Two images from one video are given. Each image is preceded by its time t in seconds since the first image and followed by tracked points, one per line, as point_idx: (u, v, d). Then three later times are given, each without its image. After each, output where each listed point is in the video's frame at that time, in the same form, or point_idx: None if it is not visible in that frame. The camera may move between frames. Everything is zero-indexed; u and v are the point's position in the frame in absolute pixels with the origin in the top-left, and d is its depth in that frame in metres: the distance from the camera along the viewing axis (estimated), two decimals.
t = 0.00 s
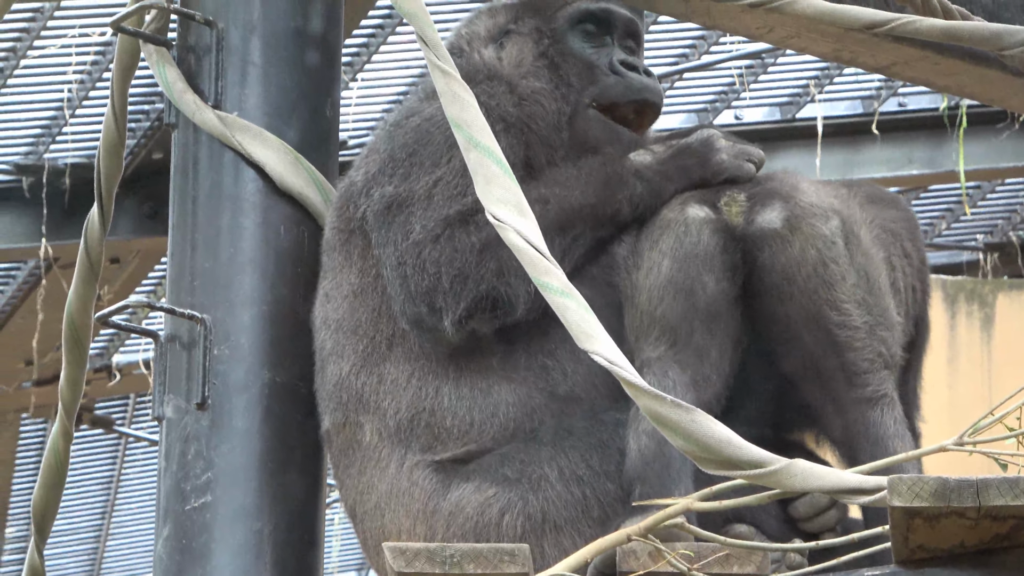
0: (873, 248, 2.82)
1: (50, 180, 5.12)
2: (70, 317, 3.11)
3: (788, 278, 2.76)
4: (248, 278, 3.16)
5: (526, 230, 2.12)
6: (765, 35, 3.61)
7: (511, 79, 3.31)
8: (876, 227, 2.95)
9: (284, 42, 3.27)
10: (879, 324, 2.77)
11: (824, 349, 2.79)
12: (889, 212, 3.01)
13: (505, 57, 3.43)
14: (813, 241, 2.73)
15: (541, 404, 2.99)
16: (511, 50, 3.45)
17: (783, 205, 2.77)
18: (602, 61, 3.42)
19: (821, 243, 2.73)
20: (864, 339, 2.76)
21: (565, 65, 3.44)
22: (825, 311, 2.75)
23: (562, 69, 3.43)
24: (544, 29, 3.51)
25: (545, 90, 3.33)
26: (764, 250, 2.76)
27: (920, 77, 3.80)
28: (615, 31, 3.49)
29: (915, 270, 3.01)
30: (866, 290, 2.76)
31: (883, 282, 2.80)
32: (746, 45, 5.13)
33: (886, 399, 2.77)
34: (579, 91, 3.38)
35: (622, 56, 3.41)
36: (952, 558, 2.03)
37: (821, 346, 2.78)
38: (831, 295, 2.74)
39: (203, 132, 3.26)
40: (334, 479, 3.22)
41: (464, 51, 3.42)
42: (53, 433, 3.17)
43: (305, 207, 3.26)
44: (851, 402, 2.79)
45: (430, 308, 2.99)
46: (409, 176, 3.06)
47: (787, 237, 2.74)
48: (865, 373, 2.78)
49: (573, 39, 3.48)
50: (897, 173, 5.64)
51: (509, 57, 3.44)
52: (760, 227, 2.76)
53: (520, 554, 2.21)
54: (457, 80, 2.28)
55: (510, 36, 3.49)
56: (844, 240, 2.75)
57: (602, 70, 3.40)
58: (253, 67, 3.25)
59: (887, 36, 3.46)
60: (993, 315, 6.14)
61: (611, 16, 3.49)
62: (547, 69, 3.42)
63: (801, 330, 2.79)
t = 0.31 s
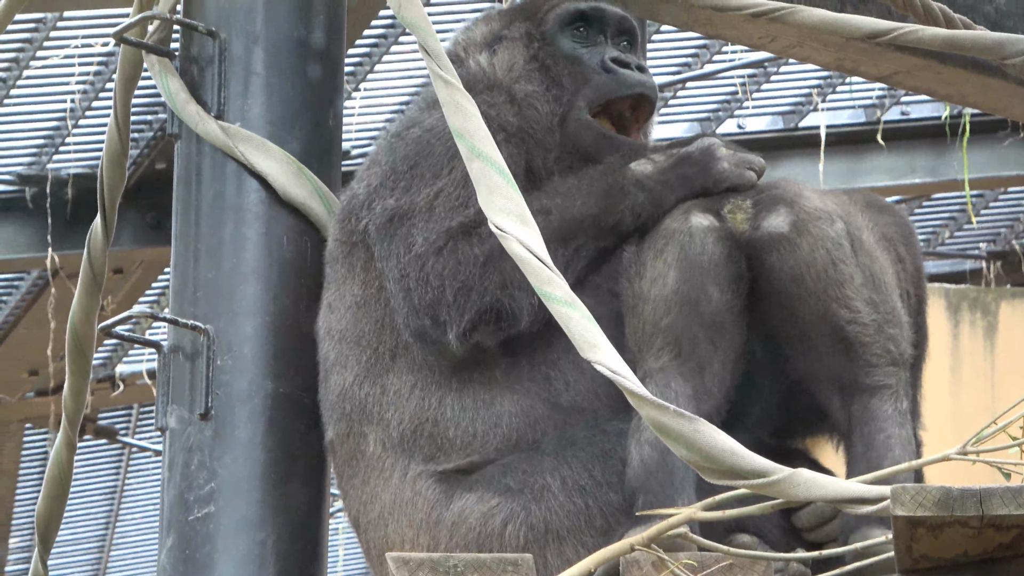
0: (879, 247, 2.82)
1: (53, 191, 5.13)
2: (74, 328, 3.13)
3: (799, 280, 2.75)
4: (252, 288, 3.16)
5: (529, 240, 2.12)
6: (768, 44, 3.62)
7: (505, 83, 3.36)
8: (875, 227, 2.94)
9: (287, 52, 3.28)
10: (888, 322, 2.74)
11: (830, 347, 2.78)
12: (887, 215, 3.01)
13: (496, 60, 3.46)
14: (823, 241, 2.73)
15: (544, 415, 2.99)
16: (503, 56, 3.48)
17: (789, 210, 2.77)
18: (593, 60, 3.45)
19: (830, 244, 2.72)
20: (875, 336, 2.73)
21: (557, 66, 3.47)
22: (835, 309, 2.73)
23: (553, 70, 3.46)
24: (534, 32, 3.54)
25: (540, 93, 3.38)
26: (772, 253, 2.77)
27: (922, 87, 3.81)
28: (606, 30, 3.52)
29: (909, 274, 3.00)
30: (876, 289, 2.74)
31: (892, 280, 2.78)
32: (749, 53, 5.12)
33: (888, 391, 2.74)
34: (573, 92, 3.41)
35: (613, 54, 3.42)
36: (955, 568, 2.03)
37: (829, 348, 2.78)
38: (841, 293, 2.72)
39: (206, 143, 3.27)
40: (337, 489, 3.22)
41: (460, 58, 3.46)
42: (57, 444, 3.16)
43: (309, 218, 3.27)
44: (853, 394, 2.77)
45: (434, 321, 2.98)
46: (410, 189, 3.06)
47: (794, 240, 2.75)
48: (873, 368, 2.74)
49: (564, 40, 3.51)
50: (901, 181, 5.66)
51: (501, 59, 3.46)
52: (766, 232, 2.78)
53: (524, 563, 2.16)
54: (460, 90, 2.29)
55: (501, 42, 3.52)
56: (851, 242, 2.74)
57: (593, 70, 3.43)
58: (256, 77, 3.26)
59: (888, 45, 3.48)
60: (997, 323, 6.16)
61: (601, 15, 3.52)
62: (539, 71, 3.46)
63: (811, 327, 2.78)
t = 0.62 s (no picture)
0: (873, 267, 2.87)
1: (53, 199, 5.13)
2: (75, 336, 3.13)
3: (799, 294, 2.78)
4: (252, 296, 3.16)
5: (529, 248, 2.11)
6: (768, 51, 3.61)
7: (499, 91, 3.38)
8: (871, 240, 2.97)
9: (286, 60, 3.28)
10: (884, 338, 2.78)
11: (826, 362, 2.79)
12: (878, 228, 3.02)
13: (490, 68, 3.48)
14: (824, 256, 2.76)
15: (542, 422, 3.00)
16: (496, 63, 3.50)
17: (792, 225, 2.81)
18: (587, 66, 3.44)
19: (830, 259, 2.76)
20: (872, 352, 2.75)
21: (551, 74, 3.47)
22: (833, 322, 2.75)
23: (546, 77, 3.47)
24: (528, 39, 3.55)
25: (533, 100, 3.40)
26: (774, 266, 2.80)
27: (922, 93, 3.81)
28: (601, 36, 3.50)
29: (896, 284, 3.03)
30: (873, 309, 2.79)
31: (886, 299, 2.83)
32: (748, 61, 5.11)
33: (891, 408, 2.74)
34: (567, 100, 3.41)
35: (607, 60, 3.41)
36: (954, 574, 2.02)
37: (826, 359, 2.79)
38: (840, 308, 2.75)
39: (206, 151, 3.27)
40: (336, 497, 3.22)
41: (454, 66, 3.51)
42: (57, 452, 3.16)
43: (309, 226, 3.26)
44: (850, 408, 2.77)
45: (431, 330, 2.98)
46: (406, 198, 3.08)
47: (797, 253, 2.78)
48: (870, 384, 2.75)
49: (558, 47, 3.50)
50: (900, 189, 5.67)
51: (494, 67, 3.48)
52: (770, 247, 2.81)
53: (525, 570, 2.14)
54: (459, 98, 2.29)
55: (496, 48, 3.54)
56: (849, 259, 2.79)
57: (587, 77, 3.42)
58: (256, 85, 3.26)
59: (889, 53, 3.48)
60: (997, 330, 6.17)
61: (595, 21, 3.50)
62: (532, 79, 3.46)
63: (806, 339, 2.80)
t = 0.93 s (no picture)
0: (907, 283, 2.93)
1: (53, 205, 5.14)
2: (74, 341, 3.12)
3: (837, 305, 2.81)
4: (252, 301, 3.15)
5: (529, 252, 2.12)
6: (768, 56, 3.60)
7: (499, 94, 3.39)
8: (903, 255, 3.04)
9: (286, 65, 3.28)
10: (914, 349, 2.82)
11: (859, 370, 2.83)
12: (909, 251, 3.15)
13: (490, 72, 3.49)
14: (865, 267, 2.80)
15: (548, 427, 3.04)
16: (496, 65, 3.50)
17: (832, 242, 2.85)
18: (586, 70, 3.45)
19: (870, 270, 2.80)
20: (904, 362, 2.78)
21: (550, 77, 3.47)
22: (872, 332, 2.80)
23: (544, 81, 3.47)
24: (528, 43, 3.54)
25: (532, 104, 3.40)
26: (814, 284, 2.83)
27: (922, 98, 3.81)
28: (601, 39, 3.51)
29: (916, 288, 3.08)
30: (907, 322, 2.84)
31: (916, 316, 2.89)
32: (748, 66, 5.10)
33: (911, 416, 2.77)
34: (564, 104, 3.42)
35: (605, 65, 3.41)
36: None
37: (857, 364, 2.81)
38: (879, 316, 2.79)
39: (205, 155, 3.27)
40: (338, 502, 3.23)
41: (453, 70, 3.51)
42: (57, 457, 3.15)
43: (309, 231, 3.25)
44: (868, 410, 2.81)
45: (463, 338, 2.96)
46: (425, 207, 3.09)
47: (838, 267, 2.81)
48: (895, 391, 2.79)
49: (557, 51, 3.50)
50: (899, 194, 5.67)
51: (495, 70, 3.49)
52: (811, 263, 2.84)
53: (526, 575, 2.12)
54: (458, 102, 2.29)
55: (496, 51, 3.53)
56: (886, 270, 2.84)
57: (585, 81, 3.43)
58: (255, 89, 3.26)
59: (889, 57, 3.49)
60: (997, 335, 6.15)
61: (593, 25, 3.52)
62: (531, 83, 3.47)
63: (846, 347, 2.84)
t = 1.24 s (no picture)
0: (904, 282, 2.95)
1: (52, 208, 5.14)
2: (72, 345, 3.12)
3: (831, 298, 2.82)
4: (250, 304, 3.15)
5: (527, 255, 2.12)
6: (766, 59, 3.60)
7: (503, 104, 3.40)
8: (899, 254, 3.06)
9: (283, 68, 3.28)
10: (907, 346, 2.83)
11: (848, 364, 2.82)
12: (913, 256, 3.17)
13: (496, 81, 3.49)
14: (859, 263, 2.82)
15: (546, 431, 3.04)
16: (503, 77, 3.50)
17: (828, 237, 2.87)
18: (592, 100, 3.45)
19: (865, 266, 2.82)
20: (897, 357, 2.79)
21: (554, 100, 3.47)
22: (863, 325, 2.80)
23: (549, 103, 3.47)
24: (540, 60, 3.53)
25: (533, 124, 3.40)
26: (805, 276, 2.84)
27: (920, 101, 3.81)
28: (612, 68, 3.50)
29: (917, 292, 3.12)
30: (901, 317, 2.85)
31: (911, 313, 2.91)
32: (747, 69, 5.09)
33: (906, 413, 2.78)
34: (565, 129, 3.42)
35: (611, 98, 3.42)
36: None
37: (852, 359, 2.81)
38: (872, 310, 2.80)
39: (204, 158, 3.27)
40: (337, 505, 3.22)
41: (460, 74, 3.57)
42: (56, 461, 3.15)
43: (308, 234, 3.25)
44: (863, 406, 2.80)
45: (473, 343, 3.01)
46: (429, 213, 3.10)
47: (832, 262, 2.83)
48: (889, 387, 2.79)
49: (564, 76, 3.51)
50: (898, 197, 5.65)
51: (500, 83, 3.49)
52: (806, 257, 2.86)
53: None
54: (457, 105, 2.29)
55: (506, 61, 3.54)
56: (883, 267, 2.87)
57: (589, 111, 3.43)
58: (253, 93, 3.26)
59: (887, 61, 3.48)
60: (996, 337, 6.17)
61: (608, 52, 3.51)
62: (535, 102, 3.46)
63: (831, 336, 2.83)
